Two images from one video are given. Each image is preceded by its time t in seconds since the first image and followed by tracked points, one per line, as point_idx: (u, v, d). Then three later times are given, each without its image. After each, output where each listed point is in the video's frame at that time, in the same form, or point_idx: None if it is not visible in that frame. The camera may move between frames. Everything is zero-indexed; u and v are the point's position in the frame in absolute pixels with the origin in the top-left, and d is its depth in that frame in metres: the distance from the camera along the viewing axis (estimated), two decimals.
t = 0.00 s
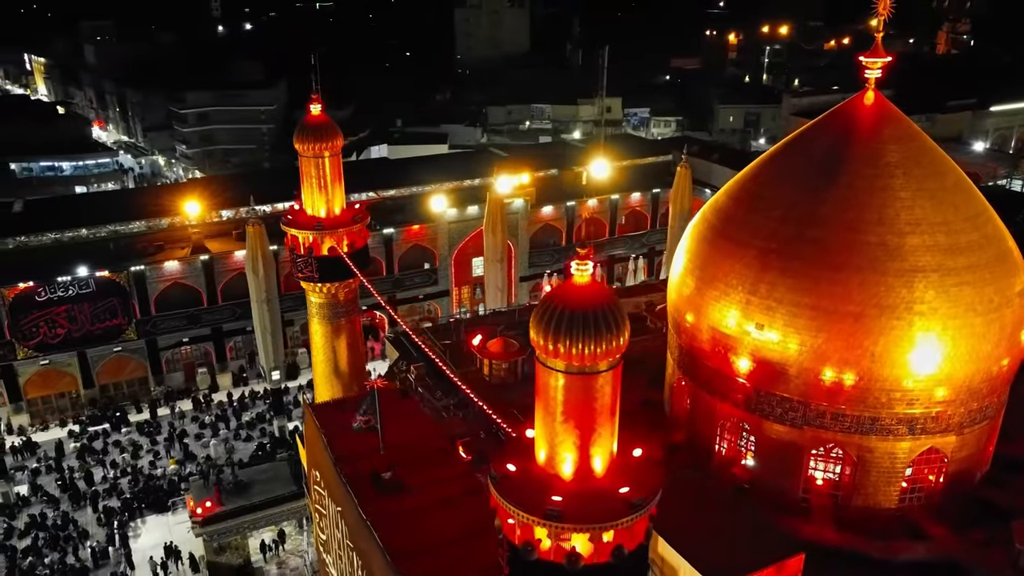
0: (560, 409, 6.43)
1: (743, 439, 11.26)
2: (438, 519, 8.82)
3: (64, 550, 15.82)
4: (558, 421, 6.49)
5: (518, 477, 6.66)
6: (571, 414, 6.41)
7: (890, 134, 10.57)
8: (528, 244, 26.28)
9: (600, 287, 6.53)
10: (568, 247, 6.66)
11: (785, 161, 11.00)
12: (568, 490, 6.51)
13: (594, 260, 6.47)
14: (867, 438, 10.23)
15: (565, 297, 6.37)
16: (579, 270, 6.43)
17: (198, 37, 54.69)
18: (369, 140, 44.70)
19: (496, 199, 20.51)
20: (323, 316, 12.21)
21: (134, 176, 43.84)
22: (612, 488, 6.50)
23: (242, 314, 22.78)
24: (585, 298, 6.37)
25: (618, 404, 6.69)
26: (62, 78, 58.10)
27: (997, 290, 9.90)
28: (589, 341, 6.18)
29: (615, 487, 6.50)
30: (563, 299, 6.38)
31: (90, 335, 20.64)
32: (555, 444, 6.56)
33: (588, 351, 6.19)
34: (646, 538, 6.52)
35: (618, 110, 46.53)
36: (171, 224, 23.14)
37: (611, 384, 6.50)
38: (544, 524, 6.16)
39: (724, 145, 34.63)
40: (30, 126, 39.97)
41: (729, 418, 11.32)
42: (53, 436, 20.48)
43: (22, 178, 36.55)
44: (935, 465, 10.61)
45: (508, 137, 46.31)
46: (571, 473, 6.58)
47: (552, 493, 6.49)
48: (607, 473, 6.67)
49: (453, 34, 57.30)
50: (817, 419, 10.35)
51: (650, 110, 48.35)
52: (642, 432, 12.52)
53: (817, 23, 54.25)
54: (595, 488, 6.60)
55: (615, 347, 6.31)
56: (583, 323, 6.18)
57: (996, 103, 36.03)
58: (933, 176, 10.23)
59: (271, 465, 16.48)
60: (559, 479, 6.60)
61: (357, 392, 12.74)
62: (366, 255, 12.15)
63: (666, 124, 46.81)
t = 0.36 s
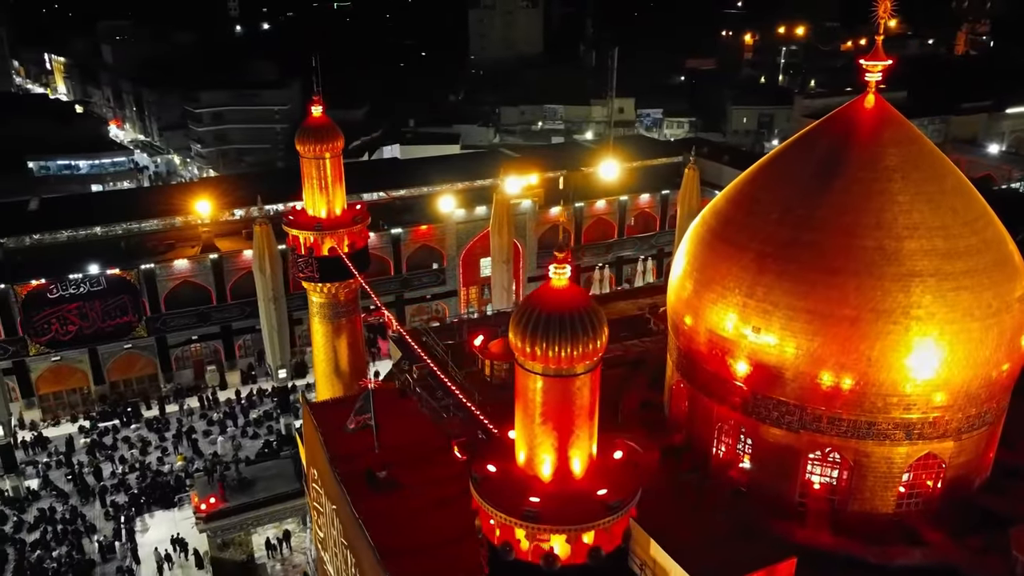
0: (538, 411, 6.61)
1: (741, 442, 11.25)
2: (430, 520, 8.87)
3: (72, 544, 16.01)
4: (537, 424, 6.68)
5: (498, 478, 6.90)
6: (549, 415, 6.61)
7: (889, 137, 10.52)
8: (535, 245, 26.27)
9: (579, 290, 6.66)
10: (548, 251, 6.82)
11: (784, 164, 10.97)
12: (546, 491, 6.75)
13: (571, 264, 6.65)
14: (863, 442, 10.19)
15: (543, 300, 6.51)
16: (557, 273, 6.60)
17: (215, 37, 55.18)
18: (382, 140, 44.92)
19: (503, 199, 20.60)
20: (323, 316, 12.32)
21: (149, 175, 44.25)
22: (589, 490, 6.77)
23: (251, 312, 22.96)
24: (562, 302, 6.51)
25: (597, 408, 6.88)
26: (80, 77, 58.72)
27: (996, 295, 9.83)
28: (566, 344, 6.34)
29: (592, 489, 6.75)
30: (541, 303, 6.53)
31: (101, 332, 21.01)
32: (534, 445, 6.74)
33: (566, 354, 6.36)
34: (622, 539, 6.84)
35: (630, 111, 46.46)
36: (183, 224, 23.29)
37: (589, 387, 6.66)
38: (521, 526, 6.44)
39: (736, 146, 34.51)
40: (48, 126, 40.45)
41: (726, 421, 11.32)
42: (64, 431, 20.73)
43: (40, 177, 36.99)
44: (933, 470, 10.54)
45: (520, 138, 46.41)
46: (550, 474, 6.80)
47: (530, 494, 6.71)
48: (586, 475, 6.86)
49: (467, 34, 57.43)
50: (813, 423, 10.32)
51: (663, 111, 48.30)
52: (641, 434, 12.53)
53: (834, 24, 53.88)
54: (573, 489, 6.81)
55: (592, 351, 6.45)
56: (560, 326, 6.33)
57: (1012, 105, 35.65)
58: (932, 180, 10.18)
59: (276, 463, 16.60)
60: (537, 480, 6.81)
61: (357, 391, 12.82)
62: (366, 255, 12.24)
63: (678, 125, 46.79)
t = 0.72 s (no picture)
0: (518, 412, 6.85)
1: (740, 445, 11.23)
2: (425, 518, 8.98)
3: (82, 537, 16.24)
4: (518, 426, 6.94)
5: (480, 478, 7.19)
6: (530, 417, 6.86)
7: (891, 140, 10.44)
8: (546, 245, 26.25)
9: (560, 293, 6.89)
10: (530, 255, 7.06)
11: (785, 168, 10.93)
12: (526, 492, 7.02)
13: (551, 267, 6.90)
14: (862, 447, 10.14)
15: (522, 303, 6.75)
16: (537, 276, 6.81)
17: (234, 38, 55.67)
18: (397, 140, 45.14)
19: (512, 199, 20.59)
20: (326, 315, 12.44)
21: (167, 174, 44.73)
22: (569, 491, 7.03)
23: (262, 310, 23.26)
24: (543, 304, 6.74)
25: (577, 410, 7.12)
26: (101, 77, 59.43)
27: (998, 300, 9.74)
28: (543, 346, 6.56)
29: (572, 490, 7.01)
30: (521, 305, 6.77)
31: (115, 328, 21.54)
32: (515, 446, 7.01)
33: (546, 357, 6.58)
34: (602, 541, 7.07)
35: (646, 112, 46.36)
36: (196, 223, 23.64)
37: (568, 390, 6.91)
38: (501, 525, 6.70)
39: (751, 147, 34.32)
40: (68, 125, 40.97)
41: (726, 424, 11.30)
42: (78, 426, 21.01)
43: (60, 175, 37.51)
44: (934, 476, 10.46)
45: (535, 138, 46.47)
46: (531, 475, 7.05)
47: (510, 494, 6.99)
48: (566, 476, 7.12)
49: (484, 34, 57.55)
50: (812, 427, 10.28)
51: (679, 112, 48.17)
52: (641, 437, 12.53)
53: (854, 25, 53.42)
54: (553, 490, 7.08)
55: (572, 353, 6.70)
56: (540, 328, 6.57)
57: None
58: (934, 184, 10.10)
59: (282, 460, 16.79)
60: (518, 480, 7.08)
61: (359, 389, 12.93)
62: (369, 256, 12.37)
63: (694, 126, 46.74)
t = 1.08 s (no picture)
0: (499, 415, 6.93)
1: (739, 448, 11.21)
2: (418, 518, 9.09)
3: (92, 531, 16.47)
4: (499, 429, 7.02)
5: (462, 479, 7.25)
6: (509, 420, 6.93)
7: (893, 145, 10.38)
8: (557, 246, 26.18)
9: (540, 297, 6.95)
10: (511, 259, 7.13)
11: (786, 172, 10.90)
12: (506, 494, 7.08)
13: (532, 271, 6.91)
14: (860, 453, 10.09)
15: (503, 307, 6.81)
16: (518, 281, 6.84)
17: (253, 38, 56.10)
18: (412, 140, 45.34)
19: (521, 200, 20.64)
20: (330, 315, 12.54)
21: (185, 173, 45.16)
22: (549, 494, 7.08)
23: (274, 309, 23.37)
24: (522, 308, 6.80)
25: (558, 413, 7.17)
26: (123, 76, 60.09)
27: (999, 305, 9.65)
28: (519, 350, 6.63)
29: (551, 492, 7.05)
30: (501, 309, 6.83)
31: (129, 325, 21.48)
32: (496, 448, 7.08)
33: (525, 359, 6.66)
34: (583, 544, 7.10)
35: (662, 114, 46.25)
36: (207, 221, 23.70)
37: (548, 392, 6.96)
38: (480, 526, 6.77)
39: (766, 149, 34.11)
40: (89, 124, 41.48)
41: (725, 428, 11.28)
42: (91, 421, 21.31)
43: (80, 174, 38.00)
44: (934, 482, 10.39)
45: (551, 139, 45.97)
46: (511, 477, 7.12)
47: (490, 496, 7.04)
48: (547, 478, 7.16)
49: (501, 35, 57.62)
50: (810, 432, 10.24)
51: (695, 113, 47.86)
52: (642, 439, 12.55)
53: (874, 26, 52.99)
54: (534, 492, 7.12)
55: (551, 356, 6.74)
56: (518, 332, 6.64)
57: None
58: (935, 189, 10.03)
59: (289, 458, 16.99)
60: (499, 481, 7.15)
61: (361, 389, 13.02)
62: (372, 257, 12.46)
63: (710, 128, 46.01)
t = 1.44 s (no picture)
0: (480, 417, 7.02)
1: (738, 452, 11.18)
2: (414, 517, 9.19)
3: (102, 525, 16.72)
4: (480, 430, 7.10)
5: (444, 481, 7.33)
6: (490, 422, 7.01)
7: (895, 150, 10.32)
8: (568, 247, 26.12)
9: (520, 300, 7.06)
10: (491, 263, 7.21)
11: (789, 176, 10.85)
12: (488, 495, 7.16)
13: (512, 275, 7.00)
14: (859, 459, 10.04)
15: (484, 310, 6.92)
16: (498, 285, 6.94)
17: (272, 38, 56.58)
18: (428, 141, 45.56)
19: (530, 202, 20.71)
20: (334, 315, 12.67)
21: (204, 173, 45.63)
22: (529, 495, 7.16)
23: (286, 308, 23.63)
24: (504, 311, 6.89)
25: (539, 416, 7.26)
26: (145, 76, 60.76)
27: (1000, 312, 9.58)
28: (498, 353, 6.70)
29: (531, 494, 7.13)
30: (482, 313, 6.92)
31: (142, 323, 21.82)
32: (478, 450, 7.17)
33: (507, 363, 6.74)
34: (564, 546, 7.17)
35: (679, 115, 46.36)
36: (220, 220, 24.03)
37: (529, 395, 7.05)
38: (460, 526, 6.85)
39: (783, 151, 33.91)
40: (110, 123, 42.02)
41: (725, 432, 11.27)
42: (105, 417, 21.62)
43: (100, 173, 38.52)
44: (933, 489, 10.33)
45: (567, 140, 46.25)
46: (492, 478, 7.20)
47: (471, 497, 7.13)
48: (528, 479, 7.24)
49: (519, 36, 57.69)
50: (808, 437, 10.21)
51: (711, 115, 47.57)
52: (643, 442, 12.56)
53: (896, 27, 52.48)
54: (515, 494, 7.19)
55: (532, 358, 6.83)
56: (498, 335, 6.72)
57: None
58: (937, 194, 9.97)
59: (296, 456, 17.19)
60: (480, 483, 7.25)
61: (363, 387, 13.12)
62: (375, 258, 12.54)
63: (727, 129, 46.23)
